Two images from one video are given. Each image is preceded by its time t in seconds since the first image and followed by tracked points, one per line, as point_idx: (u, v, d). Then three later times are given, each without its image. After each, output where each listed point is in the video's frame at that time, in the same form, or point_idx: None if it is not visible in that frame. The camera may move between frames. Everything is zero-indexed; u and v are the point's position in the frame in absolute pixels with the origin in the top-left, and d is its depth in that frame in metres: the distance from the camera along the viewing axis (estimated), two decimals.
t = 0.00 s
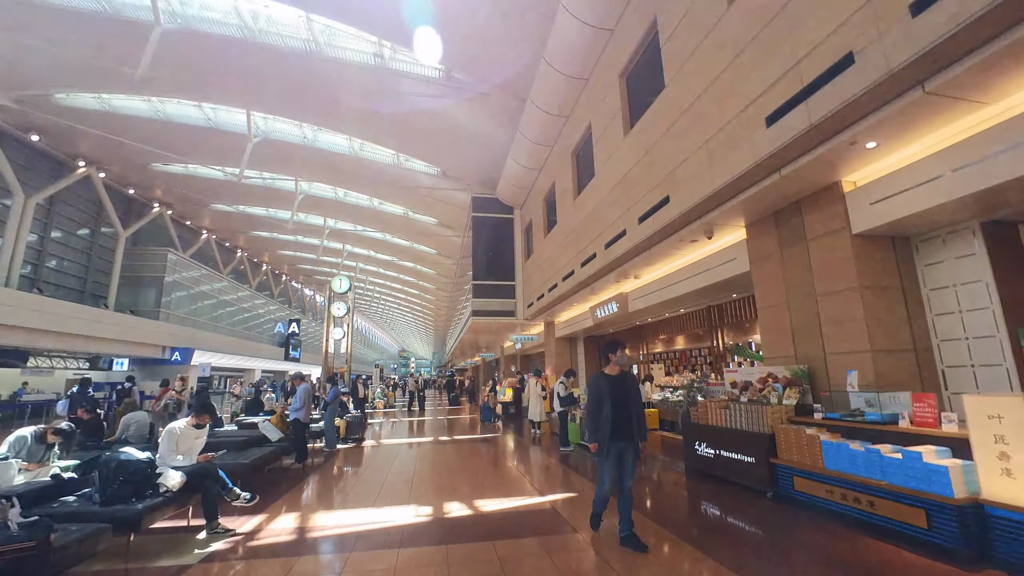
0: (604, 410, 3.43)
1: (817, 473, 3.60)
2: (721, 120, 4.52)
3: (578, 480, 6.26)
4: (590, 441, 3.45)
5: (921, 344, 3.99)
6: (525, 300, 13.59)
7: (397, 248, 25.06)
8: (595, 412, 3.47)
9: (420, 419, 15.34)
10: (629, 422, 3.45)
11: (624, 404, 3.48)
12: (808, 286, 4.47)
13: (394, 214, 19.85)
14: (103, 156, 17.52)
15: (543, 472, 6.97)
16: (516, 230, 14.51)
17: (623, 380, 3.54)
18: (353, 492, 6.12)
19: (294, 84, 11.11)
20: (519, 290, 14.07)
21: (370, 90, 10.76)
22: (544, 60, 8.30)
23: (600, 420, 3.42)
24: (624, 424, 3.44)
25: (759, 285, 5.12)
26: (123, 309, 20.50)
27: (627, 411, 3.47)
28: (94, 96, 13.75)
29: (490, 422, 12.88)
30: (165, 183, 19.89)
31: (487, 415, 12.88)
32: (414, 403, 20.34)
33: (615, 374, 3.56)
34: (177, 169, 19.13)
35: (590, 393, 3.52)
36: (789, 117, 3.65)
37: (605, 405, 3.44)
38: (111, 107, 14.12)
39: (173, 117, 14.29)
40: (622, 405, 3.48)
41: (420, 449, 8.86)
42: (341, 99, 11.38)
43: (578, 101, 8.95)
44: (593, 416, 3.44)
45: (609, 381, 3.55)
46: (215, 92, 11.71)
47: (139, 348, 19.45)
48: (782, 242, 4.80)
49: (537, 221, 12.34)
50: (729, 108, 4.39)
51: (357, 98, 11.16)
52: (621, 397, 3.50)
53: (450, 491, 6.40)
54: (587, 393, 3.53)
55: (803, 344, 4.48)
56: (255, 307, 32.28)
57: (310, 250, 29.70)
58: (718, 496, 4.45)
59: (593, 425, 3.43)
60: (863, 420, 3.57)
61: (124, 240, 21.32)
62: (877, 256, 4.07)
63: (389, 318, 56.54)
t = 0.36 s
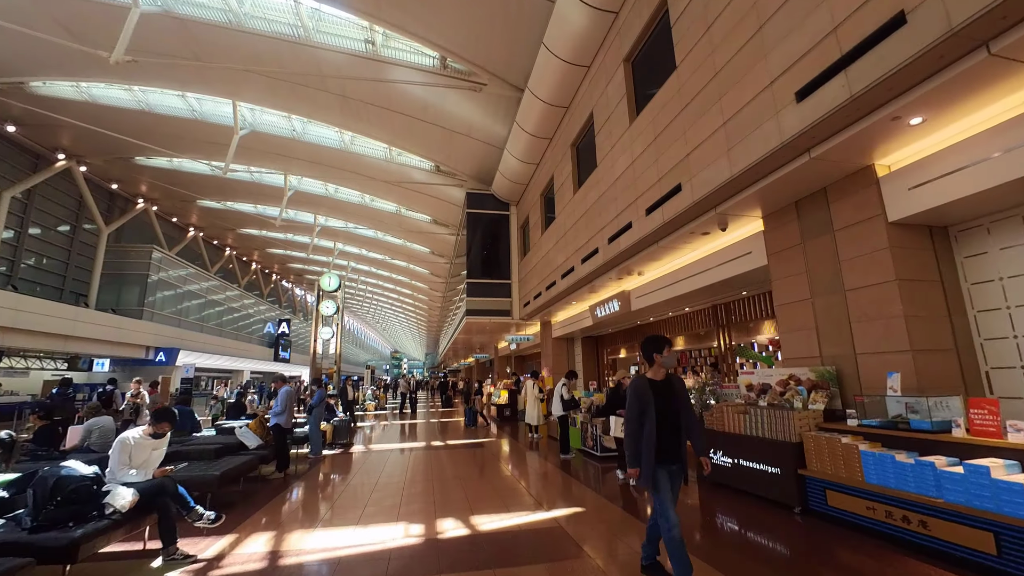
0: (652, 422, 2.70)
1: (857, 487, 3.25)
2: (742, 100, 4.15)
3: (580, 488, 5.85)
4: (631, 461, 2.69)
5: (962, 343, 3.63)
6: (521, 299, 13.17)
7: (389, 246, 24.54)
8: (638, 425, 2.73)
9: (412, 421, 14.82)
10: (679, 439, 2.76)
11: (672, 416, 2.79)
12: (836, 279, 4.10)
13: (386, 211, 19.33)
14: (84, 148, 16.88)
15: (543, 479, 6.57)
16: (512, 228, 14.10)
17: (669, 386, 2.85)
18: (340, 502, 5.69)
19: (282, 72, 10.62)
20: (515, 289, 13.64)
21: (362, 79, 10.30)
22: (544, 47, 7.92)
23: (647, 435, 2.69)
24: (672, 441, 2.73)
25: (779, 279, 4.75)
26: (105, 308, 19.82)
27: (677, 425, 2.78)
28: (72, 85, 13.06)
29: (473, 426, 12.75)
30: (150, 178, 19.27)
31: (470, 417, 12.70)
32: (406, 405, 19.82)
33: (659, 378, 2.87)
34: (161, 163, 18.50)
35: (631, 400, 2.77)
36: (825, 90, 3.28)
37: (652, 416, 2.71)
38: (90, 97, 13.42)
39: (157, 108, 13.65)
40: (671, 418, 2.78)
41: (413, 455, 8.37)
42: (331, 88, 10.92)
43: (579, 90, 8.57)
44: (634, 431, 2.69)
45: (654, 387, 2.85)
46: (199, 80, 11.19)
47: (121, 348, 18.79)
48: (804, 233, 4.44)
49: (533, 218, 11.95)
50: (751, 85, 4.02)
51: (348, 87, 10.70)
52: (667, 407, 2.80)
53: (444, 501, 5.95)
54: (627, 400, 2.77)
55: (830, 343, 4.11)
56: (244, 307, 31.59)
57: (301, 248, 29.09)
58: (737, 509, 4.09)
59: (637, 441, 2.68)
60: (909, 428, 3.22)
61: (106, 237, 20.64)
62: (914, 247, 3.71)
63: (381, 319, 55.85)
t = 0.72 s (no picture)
0: (755, 437, 1.90)
1: (914, 500, 2.90)
2: (773, 71, 3.74)
3: (587, 494, 5.44)
4: (729, 492, 1.86)
5: (1023, 339, 3.24)
6: (519, 295, 12.74)
7: (382, 241, 23.99)
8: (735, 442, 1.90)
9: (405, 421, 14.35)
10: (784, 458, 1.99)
11: (772, 427, 2.01)
12: (876, 269, 3.71)
13: (379, 205, 18.79)
14: (63, 137, 16.19)
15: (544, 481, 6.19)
16: (509, 221, 13.65)
17: (763, 386, 2.08)
18: (328, 509, 5.27)
19: (270, 54, 10.09)
20: (512, 284, 13.20)
21: (353, 63, 9.79)
22: (547, 26, 7.47)
23: (750, 456, 1.87)
24: (777, 463, 1.96)
25: (806, 270, 4.36)
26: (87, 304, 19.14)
27: (779, 439, 2.01)
28: (47, 70, 12.41)
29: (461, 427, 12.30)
30: (134, 169, 18.60)
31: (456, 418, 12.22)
32: (400, 404, 19.34)
33: (749, 375, 2.08)
34: (145, 154, 17.81)
35: (722, 406, 1.93)
36: (879, 51, 2.89)
37: (755, 428, 1.90)
38: (67, 81, 12.72)
39: (138, 95, 13.05)
40: (771, 430, 2.00)
41: (410, 457, 7.90)
42: (322, 73, 10.40)
43: (582, 74, 8.14)
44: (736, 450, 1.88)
45: (746, 387, 2.05)
46: (182, 62, 10.63)
47: (104, 345, 18.16)
48: (838, 218, 4.05)
49: (532, 210, 11.51)
50: (785, 52, 3.61)
51: (339, 71, 10.19)
52: (764, 414, 2.02)
53: (441, 506, 5.52)
54: (718, 405, 1.93)
55: (869, 339, 3.73)
56: (234, 303, 30.89)
57: (291, 244, 28.45)
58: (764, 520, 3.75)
59: (738, 466, 1.86)
60: (975, 436, 2.88)
61: (88, 230, 19.93)
62: (968, 232, 3.33)
63: (374, 316, 55.20)
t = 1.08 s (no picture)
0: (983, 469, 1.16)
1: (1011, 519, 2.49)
2: (820, 27, 3.32)
3: (596, 496, 5.03)
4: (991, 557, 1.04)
5: None
6: (518, 288, 12.32)
7: (376, 234, 23.46)
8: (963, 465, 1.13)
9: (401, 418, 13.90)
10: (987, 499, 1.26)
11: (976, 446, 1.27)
12: (931, 251, 3.32)
13: (373, 196, 18.25)
14: (43, 124, 15.52)
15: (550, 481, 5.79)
16: (508, 212, 13.21)
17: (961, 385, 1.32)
18: (318, 513, 4.81)
19: (258, 33, 9.55)
20: (511, 277, 12.76)
21: (346, 41, 9.27)
22: None
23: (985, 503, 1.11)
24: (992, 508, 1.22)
25: (845, 254, 3.96)
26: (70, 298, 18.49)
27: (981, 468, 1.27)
28: (23, 50, 11.77)
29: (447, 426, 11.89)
30: (120, 158, 17.96)
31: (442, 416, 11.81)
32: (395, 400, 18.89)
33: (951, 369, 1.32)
34: (129, 142, 17.14)
35: (935, 406, 1.16)
36: None
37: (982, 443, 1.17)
38: (45, 63, 12.08)
39: (120, 78, 12.44)
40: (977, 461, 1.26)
41: (408, 458, 7.44)
42: (313, 53, 9.87)
43: (589, 52, 7.70)
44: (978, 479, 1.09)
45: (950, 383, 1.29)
46: (166, 41, 10.07)
47: (88, 340, 17.55)
48: (884, 196, 3.65)
49: (533, 200, 11.07)
50: (834, 5, 3.20)
51: (332, 51, 9.67)
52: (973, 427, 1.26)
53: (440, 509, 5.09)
54: (936, 409, 1.15)
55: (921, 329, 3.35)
56: (224, 298, 30.23)
57: (284, 237, 27.85)
58: (809, 534, 3.35)
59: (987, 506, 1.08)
60: None
61: (71, 221, 19.25)
62: None
63: (368, 311, 54.59)
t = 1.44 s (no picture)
0: None
1: None
2: None
3: (605, 500, 4.62)
4: None
5: None
6: (518, 280, 11.91)
7: (372, 227, 22.97)
8: None
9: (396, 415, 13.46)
10: None
11: None
12: (990, 226, 2.93)
13: (368, 186, 17.75)
14: (25, 111, 14.93)
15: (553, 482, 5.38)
16: (507, 201, 12.77)
17: None
18: (304, 521, 4.44)
19: (244, 9, 9.02)
20: (511, 269, 12.32)
21: (337, 18, 8.77)
22: None
23: None
24: None
25: (886, 233, 3.56)
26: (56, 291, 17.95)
27: None
28: None
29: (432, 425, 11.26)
30: (106, 146, 17.39)
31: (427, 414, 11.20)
32: (391, 397, 18.45)
33: None
34: (115, 129, 16.55)
35: None
36: None
37: None
38: (22, 44, 11.38)
39: (102, 60, 11.86)
40: None
41: (401, 458, 7.01)
42: (304, 32, 9.37)
43: (594, 27, 7.26)
44: None
45: None
46: (147, 18, 9.53)
47: (75, 335, 17.04)
48: (934, 167, 3.25)
49: (533, 187, 10.62)
50: None
51: (323, 29, 9.16)
52: None
53: (434, 514, 4.68)
54: None
55: (980, 315, 2.96)
56: (218, 293, 29.73)
57: (278, 230, 27.34)
58: (852, 546, 2.96)
59: None
60: None
61: (56, 213, 18.67)
62: None
63: (365, 307, 54.19)
